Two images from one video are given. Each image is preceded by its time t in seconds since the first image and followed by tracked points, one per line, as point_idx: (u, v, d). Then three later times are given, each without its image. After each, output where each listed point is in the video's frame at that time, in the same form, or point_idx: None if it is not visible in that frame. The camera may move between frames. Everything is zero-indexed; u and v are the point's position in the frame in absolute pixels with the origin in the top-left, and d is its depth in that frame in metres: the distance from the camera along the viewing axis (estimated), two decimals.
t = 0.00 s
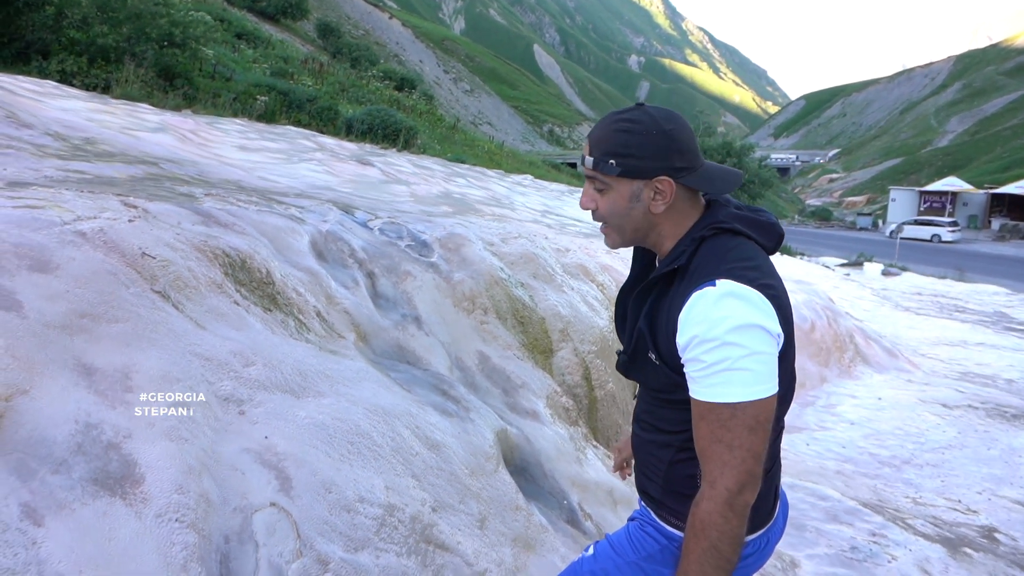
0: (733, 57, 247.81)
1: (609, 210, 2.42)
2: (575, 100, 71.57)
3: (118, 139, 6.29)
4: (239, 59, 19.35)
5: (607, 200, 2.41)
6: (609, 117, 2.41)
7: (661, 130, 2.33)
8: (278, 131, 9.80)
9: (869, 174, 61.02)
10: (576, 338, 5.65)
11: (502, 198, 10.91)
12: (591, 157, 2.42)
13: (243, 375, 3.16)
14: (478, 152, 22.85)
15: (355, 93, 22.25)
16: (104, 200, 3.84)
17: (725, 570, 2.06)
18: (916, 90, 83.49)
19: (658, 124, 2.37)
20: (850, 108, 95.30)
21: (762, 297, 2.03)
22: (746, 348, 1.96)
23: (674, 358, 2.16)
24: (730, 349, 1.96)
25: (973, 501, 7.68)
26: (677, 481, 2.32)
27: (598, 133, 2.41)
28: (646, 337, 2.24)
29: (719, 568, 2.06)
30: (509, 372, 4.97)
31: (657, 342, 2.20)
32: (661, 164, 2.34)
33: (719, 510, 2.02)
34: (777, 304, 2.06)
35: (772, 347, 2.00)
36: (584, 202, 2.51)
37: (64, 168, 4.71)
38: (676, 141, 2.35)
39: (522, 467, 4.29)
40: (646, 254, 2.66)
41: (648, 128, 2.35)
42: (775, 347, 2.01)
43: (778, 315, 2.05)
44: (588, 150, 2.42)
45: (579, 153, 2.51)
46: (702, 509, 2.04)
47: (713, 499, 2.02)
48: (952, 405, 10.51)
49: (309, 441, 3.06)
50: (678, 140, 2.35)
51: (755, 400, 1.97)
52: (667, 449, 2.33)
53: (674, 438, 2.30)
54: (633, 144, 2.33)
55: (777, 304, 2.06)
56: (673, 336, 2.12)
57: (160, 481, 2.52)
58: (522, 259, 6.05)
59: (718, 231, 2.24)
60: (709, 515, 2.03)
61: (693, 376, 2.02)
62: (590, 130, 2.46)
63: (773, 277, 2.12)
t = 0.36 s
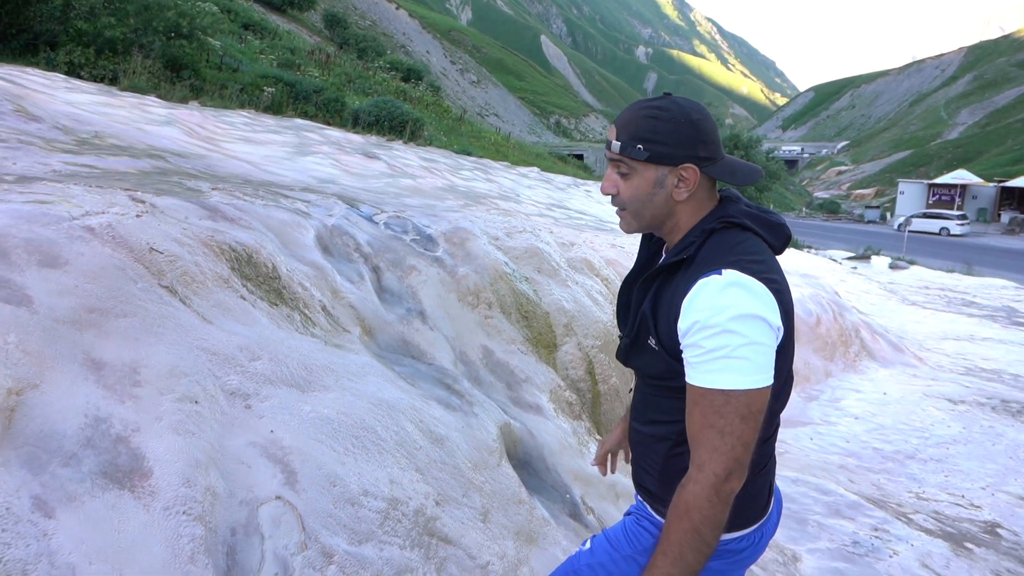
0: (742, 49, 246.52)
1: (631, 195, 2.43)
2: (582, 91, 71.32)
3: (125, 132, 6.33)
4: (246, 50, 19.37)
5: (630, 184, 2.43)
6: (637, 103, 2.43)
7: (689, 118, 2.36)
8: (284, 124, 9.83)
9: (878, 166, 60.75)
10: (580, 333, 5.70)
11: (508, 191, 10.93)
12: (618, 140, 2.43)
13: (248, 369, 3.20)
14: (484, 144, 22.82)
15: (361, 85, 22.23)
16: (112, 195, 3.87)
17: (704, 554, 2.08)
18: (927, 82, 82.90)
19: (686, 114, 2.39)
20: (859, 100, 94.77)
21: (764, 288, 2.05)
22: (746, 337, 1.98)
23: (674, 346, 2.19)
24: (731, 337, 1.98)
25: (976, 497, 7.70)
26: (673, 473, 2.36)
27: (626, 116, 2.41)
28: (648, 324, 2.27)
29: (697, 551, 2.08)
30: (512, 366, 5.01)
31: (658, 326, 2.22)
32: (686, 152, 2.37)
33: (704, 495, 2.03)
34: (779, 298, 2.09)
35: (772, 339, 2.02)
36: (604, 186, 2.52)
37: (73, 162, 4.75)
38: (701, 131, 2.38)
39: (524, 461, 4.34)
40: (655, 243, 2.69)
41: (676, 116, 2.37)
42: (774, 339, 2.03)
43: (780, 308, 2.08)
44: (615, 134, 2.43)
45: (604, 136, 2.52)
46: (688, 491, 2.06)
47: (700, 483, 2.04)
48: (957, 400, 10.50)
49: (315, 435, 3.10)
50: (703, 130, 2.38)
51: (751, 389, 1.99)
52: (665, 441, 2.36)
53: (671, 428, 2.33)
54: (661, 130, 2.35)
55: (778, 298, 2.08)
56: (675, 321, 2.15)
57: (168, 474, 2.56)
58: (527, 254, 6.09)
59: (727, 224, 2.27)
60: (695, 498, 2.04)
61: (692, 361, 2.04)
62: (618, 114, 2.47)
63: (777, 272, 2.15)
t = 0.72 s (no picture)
0: (746, 41, 245.93)
1: (657, 207, 2.39)
2: (585, 85, 71.16)
3: (127, 128, 6.34)
4: (248, 44, 19.37)
5: (652, 197, 2.39)
6: (643, 116, 2.38)
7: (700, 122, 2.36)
8: (286, 119, 9.84)
9: (882, 160, 60.63)
10: (581, 328, 5.73)
11: (510, 186, 10.94)
12: (634, 155, 2.36)
13: (250, 365, 3.22)
14: (486, 137, 22.80)
15: (364, 79, 22.22)
16: (114, 191, 3.89)
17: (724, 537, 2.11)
18: (931, 74, 82.61)
19: (691, 119, 2.40)
20: (863, 92, 94.47)
21: (786, 279, 2.11)
22: (772, 327, 2.04)
23: (693, 336, 2.22)
24: (757, 327, 2.03)
25: (977, 491, 7.71)
26: (676, 461, 2.38)
27: (638, 131, 2.36)
28: (664, 313, 2.29)
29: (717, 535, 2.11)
30: (513, 362, 5.05)
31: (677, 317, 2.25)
32: (703, 156, 2.37)
33: (729, 480, 2.07)
34: (799, 287, 2.16)
35: (794, 329, 2.08)
36: (618, 203, 2.46)
37: (75, 158, 4.77)
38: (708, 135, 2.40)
39: (525, 456, 4.37)
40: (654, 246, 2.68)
41: (686, 123, 2.36)
42: (796, 329, 2.09)
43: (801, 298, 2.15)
44: (630, 149, 2.36)
45: (608, 155, 2.44)
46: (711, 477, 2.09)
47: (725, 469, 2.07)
48: (959, 394, 10.50)
49: (314, 430, 3.12)
50: (710, 132, 2.40)
51: (777, 377, 2.04)
52: (668, 430, 2.39)
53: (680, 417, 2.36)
54: (680, 138, 2.34)
55: (797, 288, 2.15)
56: (696, 313, 2.19)
57: (169, 470, 2.58)
58: (528, 249, 6.11)
59: (743, 219, 2.32)
60: (720, 484, 2.08)
61: (717, 350, 2.07)
62: (622, 130, 2.40)
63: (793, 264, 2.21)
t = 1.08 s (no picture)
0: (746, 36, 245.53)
1: (670, 196, 2.40)
2: (585, 78, 71.03)
3: (125, 121, 6.34)
4: (247, 36, 19.33)
5: (666, 186, 2.40)
6: (662, 105, 2.40)
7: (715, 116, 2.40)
8: (285, 112, 9.84)
9: (881, 155, 60.64)
10: (578, 324, 5.76)
11: (509, 180, 10.94)
12: (652, 143, 2.37)
13: (246, 359, 3.23)
14: (485, 131, 22.79)
15: (363, 72, 22.19)
16: (112, 185, 3.89)
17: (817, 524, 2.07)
18: (932, 70, 82.50)
19: (705, 113, 2.44)
20: (863, 87, 94.35)
21: (801, 266, 2.17)
22: (801, 311, 2.08)
23: (711, 327, 2.25)
24: (790, 311, 2.07)
25: (971, 486, 7.74)
26: (681, 452, 2.41)
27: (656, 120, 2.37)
28: (677, 307, 2.32)
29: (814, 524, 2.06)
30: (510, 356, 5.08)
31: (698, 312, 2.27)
32: (716, 150, 2.41)
33: (803, 462, 2.06)
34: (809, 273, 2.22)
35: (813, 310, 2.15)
36: (629, 190, 2.45)
37: (73, 152, 4.77)
38: (721, 131, 2.44)
39: (522, 450, 4.39)
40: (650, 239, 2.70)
41: (703, 116, 2.40)
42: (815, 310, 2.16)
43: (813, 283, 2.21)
44: (648, 137, 2.37)
45: (622, 143, 2.44)
46: (791, 467, 2.06)
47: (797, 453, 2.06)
48: (955, 390, 10.54)
49: (311, 425, 3.13)
50: (722, 129, 2.44)
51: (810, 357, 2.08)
52: (673, 422, 2.42)
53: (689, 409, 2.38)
54: (697, 130, 2.36)
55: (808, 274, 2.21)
56: (718, 306, 2.21)
57: (166, 464, 2.59)
58: (525, 244, 6.13)
59: (747, 213, 2.36)
60: (796, 468, 2.06)
61: (754, 340, 2.08)
62: (639, 117, 2.41)
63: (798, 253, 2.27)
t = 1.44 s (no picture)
0: (745, 28, 245.03)
1: (666, 179, 2.41)
2: (583, 71, 70.88)
3: (122, 114, 6.34)
4: (244, 29, 19.30)
5: (663, 169, 2.40)
6: (658, 90, 2.42)
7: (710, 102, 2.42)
8: (281, 105, 9.84)
9: (880, 147, 60.59)
10: (574, 316, 5.79)
11: (506, 173, 10.95)
12: (648, 127, 2.38)
13: (243, 351, 3.25)
14: (484, 124, 22.76)
15: (361, 65, 22.14)
16: (108, 177, 3.90)
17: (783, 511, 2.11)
18: (931, 62, 82.33)
19: (701, 98, 2.46)
20: (862, 79, 94.16)
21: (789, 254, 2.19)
22: (785, 299, 2.10)
23: (699, 314, 2.26)
24: (773, 299, 2.09)
25: (967, 477, 7.77)
26: (676, 445, 2.42)
27: (653, 105, 2.39)
28: (667, 295, 2.33)
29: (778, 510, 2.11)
30: (506, 348, 5.11)
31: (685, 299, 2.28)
32: (711, 135, 2.42)
33: (773, 451, 2.10)
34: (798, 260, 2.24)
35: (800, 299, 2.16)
36: (625, 174, 2.46)
37: (69, 144, 4.78)
38: (715, 117, 2.46)
39: (518, 442, 4.42)
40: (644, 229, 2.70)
41: (699, 100, 2.42)
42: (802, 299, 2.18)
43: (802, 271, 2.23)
44: (645, 121, 2.38)
45: (618, 127, 2.45)
46: (761, 453, 2.10)
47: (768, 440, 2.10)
48: (952, 381, 10.58)
49: (307, 416, 3.15)
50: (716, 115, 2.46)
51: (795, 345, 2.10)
52: (668, 415, 2.43)
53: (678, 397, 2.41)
54: (694, 115, 2.38)
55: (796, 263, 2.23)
56: (706, 292, 2.22)
57: (163, 454, 2.60)
58: (522, 236, 6.15)
59: (736, 198, 2.38)
60: (765, 456, 2.10)
61: (737, 326, 2.10)
62: (636, 102, 2.42)
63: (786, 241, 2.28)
